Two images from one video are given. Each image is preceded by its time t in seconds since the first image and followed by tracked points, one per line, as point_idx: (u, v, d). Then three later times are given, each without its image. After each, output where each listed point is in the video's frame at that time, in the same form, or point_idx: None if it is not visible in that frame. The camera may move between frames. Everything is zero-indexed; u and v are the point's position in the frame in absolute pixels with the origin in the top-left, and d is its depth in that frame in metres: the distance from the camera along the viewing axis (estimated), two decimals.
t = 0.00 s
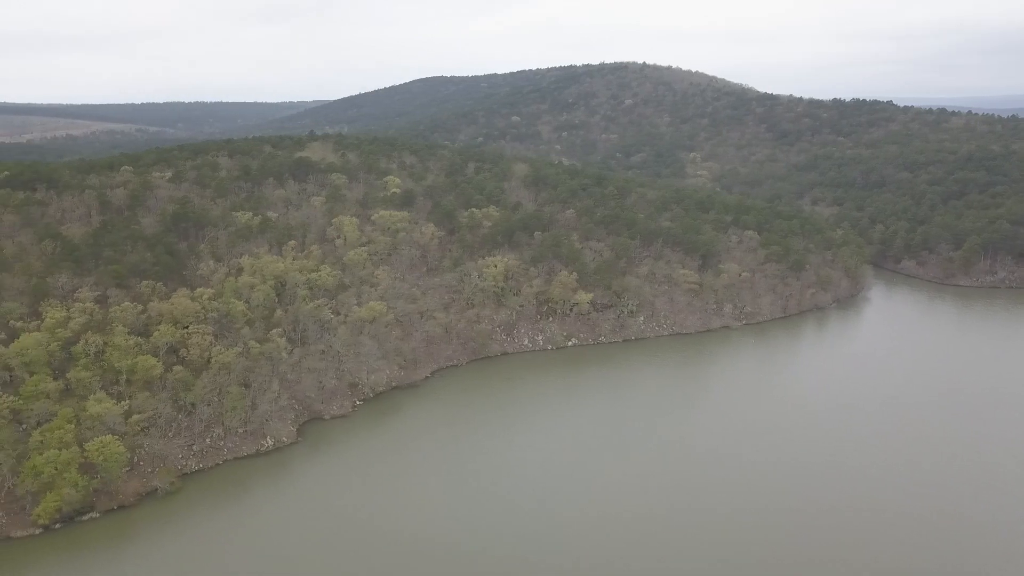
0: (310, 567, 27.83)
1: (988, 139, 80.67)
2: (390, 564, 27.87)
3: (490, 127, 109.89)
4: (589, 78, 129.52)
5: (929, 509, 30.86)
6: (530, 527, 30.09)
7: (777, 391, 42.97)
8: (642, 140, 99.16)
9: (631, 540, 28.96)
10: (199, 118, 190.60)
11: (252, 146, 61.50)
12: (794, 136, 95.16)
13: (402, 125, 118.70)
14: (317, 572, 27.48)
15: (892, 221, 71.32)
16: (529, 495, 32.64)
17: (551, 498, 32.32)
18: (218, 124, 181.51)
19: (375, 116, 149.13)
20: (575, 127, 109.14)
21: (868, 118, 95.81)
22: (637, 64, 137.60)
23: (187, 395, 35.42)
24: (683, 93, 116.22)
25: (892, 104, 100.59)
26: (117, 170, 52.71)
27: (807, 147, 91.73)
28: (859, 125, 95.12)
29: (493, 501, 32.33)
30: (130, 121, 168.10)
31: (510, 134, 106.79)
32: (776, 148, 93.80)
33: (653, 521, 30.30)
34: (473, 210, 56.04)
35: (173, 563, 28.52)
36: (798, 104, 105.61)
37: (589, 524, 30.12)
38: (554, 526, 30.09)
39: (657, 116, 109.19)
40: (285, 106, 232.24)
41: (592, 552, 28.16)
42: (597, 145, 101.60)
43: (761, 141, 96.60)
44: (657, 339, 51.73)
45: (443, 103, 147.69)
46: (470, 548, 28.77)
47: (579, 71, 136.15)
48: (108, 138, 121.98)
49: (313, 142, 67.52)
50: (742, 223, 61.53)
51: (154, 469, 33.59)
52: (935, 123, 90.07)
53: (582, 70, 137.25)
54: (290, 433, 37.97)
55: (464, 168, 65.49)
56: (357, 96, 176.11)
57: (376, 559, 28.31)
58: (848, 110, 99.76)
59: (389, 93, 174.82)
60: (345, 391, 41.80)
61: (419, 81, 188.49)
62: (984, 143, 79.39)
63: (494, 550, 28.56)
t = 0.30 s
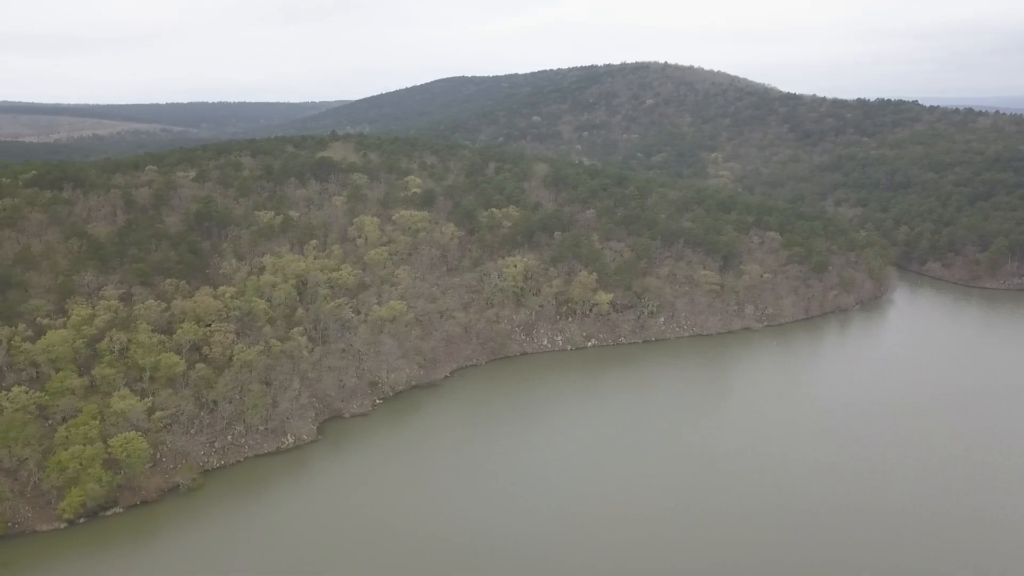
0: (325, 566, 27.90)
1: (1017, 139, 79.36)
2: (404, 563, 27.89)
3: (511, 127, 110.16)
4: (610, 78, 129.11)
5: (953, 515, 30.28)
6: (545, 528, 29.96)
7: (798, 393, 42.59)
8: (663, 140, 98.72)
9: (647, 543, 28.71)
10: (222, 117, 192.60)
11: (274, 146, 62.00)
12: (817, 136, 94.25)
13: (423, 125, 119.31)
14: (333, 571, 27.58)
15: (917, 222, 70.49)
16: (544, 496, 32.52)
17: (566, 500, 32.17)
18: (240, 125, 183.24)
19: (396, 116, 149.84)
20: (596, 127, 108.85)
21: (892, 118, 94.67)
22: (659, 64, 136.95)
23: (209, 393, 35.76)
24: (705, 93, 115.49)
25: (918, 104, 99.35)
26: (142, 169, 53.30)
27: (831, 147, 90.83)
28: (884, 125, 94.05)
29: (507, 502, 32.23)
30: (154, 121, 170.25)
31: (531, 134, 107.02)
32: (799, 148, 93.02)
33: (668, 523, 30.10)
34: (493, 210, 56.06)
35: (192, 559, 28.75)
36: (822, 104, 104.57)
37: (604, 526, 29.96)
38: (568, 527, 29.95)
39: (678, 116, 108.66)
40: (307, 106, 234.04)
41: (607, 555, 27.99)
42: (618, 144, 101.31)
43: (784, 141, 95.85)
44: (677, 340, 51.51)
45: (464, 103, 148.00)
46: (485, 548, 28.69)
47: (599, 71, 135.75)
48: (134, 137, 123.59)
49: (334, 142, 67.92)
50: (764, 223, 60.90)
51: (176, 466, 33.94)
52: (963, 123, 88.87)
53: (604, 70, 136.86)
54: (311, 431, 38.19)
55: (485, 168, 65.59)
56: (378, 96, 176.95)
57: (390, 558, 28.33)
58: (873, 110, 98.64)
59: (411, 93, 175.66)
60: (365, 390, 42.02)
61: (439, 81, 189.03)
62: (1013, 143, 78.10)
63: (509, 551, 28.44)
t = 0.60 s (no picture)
0: (340, 564, 28.00)
1: None
2: (417, 562, 27.91)
3: (529, 127, 110.44)
4: (629, 78, 128.73)
5: (974, 520, 29.81)
6: (559, 529, 29.89)
7: (816, 396, 42.22)
8: (683, 140, 98.32)
9: (662, 545, 28.51)
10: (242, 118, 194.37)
11: (293, 146, 62.46)
12: (839, 136, 93.45)
13: (442, 125, 119.82)
14: (348, 569, 27.68)
15: (939, 224, 69.77)
16: (559, 497, 32.44)
17: (581, 500, 32.06)
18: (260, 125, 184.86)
19: (415, 116, 150.50)
20: (615, 127, 108.54)
21: (915, 118, 93.67)
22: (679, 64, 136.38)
23: (229, 390, 36.06)
24: (724, 92, 114.84)
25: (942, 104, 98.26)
26: (163, 169, 53.83)
27: (853, 147, 90.02)
28: (907, 125, 93.12)
29: (522, 502, 32.17)
30: (175, 121, 172.13)
31: (550, 134, 107.37)
32: (821, 148, 92.30)
33: (683, 525, 29.90)
34: (511, 210, 56.05)
35: (209, 555, 28.98)
36: (844, 104, 103.62)
37: (619, 527, 29.83)
38: (582, 528, 29.85)
39: (698, 116, 108.15)
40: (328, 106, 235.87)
41: (621, 556, 27.85)
42: (637, 144, 101.00)
43: (805, 141, 95.18)
44: (695, 341, 51.26)
45: (484, 103, 148.25)
46: (498, 549, 28.65)
47: (618, 70, 135.39)
48: (156, 137, 124.97)
49: (353, 142, 68.30)
50: (784, 224, 60.41)
51: (196, 463, 34.22)
52: (988, 124, 87.85)
53: (623, 69, 136.54)
54: (329, 430, 38.31)
55: (503, 168, 65.68)
56: (396, 96, 177.73)
57: (403, 557, 28.37)
58: (896, 110, 97.63)
59: (431, 93, 176.54)
60: (383, 389, 42.17)
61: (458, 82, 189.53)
62: None
63: (522, 551, 28.38)
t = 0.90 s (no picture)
0: (351, 561, 28.12)
1: None
2: (428, 561, 27.98)
3: (544, 127, 110.78)
4: (644, 78, 128.45)
5: (992, 523, 29.46)
6: (570, 529, 29.86)
7: (828, 397, 42.00)
8: (698, 140, 98.07)
9: (672, 546, 28.42)
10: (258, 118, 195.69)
11: (309, 146, 62.82)
12: (855, 136, 92.80)
13: (457, 125, 120.35)
14: (360, 566, 27.78)
15: (958, 225, 69.20)
16: (571, 497, 32.40)
17: (592, 501, 32.00)
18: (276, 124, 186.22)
19: (430, 117, 151.06)
20: (630, 127, 108.36)
21: (934, 118, 92.82)
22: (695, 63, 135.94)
23: (244, 389, 36.26)
24: (740, 92, 114.30)
25: (961, 104, 97.37)
26: (180, 168, 54.26)
27: (870, 147, 89.36)
28: (925, 125, 92.38)
29: (533, 502, 32.16)
30: (192, 122, 173.61)
31: (565, 134, 107.59)
32: (837, 148, 91.74)
33: (695, 526, 29.77)
34: (526, 210, 56.03)
35: (223, 552, 29.17)
36: (861, 104, 102.88)
37: (630, 528, 29.76)
38: (594, 529, 29.79)
39: (713, 116, 107.78)
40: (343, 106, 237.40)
41: (632, 556, 27.78)
42: (652, 144, 100.83)
43: (821, 142, 94.62)
44: (710, 342, 51.12)
45: (499, 103, 148.45)
46: (509, 548, 28.66)
47: (634, 71, 135.06)
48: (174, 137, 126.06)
49: (369, 142, 68.58)
50: (799, 225, 60.03)
51: (212, 460, 34.42)
52: (1008, 124, 86.97)
53: (638, 69, 136.29)
54: (343, 428, 38.48)
55: (517, 168, 65.73)
56: (411, 96, 178.31)
57: (414, 555, 28.45)
58: (914, 110, 96.83)
59: (446, 93, 177.18)
60: (397, 388, 42.33)
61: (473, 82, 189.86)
62: None
63: (533, 551, 28.40)
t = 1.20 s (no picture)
0: (361, 561, 28.14)
1: None
2: (437, 561, 27.97)
3: (557, 128, 111.16)
4: (657, 78, 128.16)
5: (1006, 527, 29.18)
6: (579, 530, 29.79)
7: (839, 398, 41.83)
8: (711, 140, 97.86)
9: (683, 548, 28.31)
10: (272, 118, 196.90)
11: (323, 146, 63.17)
12: (870, 137, 92.21)
13: (470, 126, 120.84)
14: (370, 564, 27.92)
15: (975, 226, 68.64)
16: (580, 498, 32.33)
17: (601, 502, 31.95)
18: (290, 125, 187.41)
19: (443, 117, 151.52)
20: (642, 127, 108.22)
21: (950, 118, 92.11)
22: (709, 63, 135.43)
23: (257, 388, 36.44)
24: (754, 92, 113.83)
25: (978, 105, 96.55)
26: (195, 168, 54.65)
27: (886, 148, 88.77)
28: (941, 125, 91.67)
29: (543, 503, 32.11)
30: (207, 122, 175.00)
31: (577, 134, 107.71)
32: (852, 149, 91.21)
33: (706, 529, 29.60)
34: (538, 210, 55.98)
35: (235, 550, 29.32)
36: (875, 104, 102.19)
37: (640, 529, 29.66)
38: (603, 530, 29.70)
39: (726, 116, 107.45)
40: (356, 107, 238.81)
41: (641, 558, 27.66)
42: (664, 144, 100.67)
43: (835, 142, 94.10)
44: (723, 343, 50.98)
45: (512, 103, 148.59)
46: (518, 549, 28.63)
47: (647, 71, 134.80)
48: (197, 137, 127.99)
49: (382, 142, 68.83)
50: (813, 226, 59.64)
51: (225, 459, 34.63)
52: None
53: (652, 69, 135.98)
54: (355, 428, 38.63)
55: (530, 168, 65.78)
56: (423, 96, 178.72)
57: (424, 555, 28.45)
58: (930, 110, 96.06)
59: (459, 93, 177.57)
60: (409, 388, 42.46)
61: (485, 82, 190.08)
62: None
63: (543, 552, 28.34)
